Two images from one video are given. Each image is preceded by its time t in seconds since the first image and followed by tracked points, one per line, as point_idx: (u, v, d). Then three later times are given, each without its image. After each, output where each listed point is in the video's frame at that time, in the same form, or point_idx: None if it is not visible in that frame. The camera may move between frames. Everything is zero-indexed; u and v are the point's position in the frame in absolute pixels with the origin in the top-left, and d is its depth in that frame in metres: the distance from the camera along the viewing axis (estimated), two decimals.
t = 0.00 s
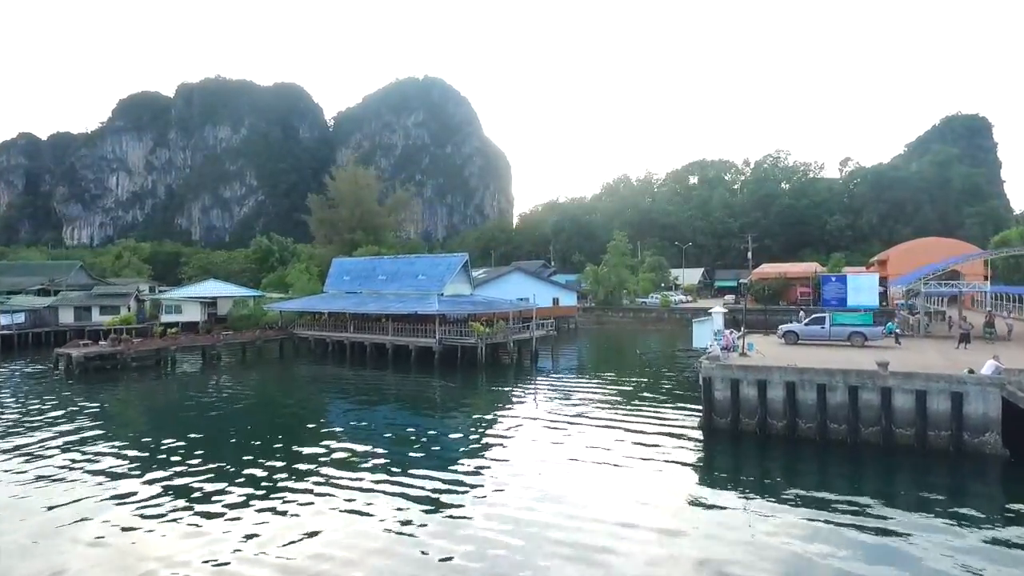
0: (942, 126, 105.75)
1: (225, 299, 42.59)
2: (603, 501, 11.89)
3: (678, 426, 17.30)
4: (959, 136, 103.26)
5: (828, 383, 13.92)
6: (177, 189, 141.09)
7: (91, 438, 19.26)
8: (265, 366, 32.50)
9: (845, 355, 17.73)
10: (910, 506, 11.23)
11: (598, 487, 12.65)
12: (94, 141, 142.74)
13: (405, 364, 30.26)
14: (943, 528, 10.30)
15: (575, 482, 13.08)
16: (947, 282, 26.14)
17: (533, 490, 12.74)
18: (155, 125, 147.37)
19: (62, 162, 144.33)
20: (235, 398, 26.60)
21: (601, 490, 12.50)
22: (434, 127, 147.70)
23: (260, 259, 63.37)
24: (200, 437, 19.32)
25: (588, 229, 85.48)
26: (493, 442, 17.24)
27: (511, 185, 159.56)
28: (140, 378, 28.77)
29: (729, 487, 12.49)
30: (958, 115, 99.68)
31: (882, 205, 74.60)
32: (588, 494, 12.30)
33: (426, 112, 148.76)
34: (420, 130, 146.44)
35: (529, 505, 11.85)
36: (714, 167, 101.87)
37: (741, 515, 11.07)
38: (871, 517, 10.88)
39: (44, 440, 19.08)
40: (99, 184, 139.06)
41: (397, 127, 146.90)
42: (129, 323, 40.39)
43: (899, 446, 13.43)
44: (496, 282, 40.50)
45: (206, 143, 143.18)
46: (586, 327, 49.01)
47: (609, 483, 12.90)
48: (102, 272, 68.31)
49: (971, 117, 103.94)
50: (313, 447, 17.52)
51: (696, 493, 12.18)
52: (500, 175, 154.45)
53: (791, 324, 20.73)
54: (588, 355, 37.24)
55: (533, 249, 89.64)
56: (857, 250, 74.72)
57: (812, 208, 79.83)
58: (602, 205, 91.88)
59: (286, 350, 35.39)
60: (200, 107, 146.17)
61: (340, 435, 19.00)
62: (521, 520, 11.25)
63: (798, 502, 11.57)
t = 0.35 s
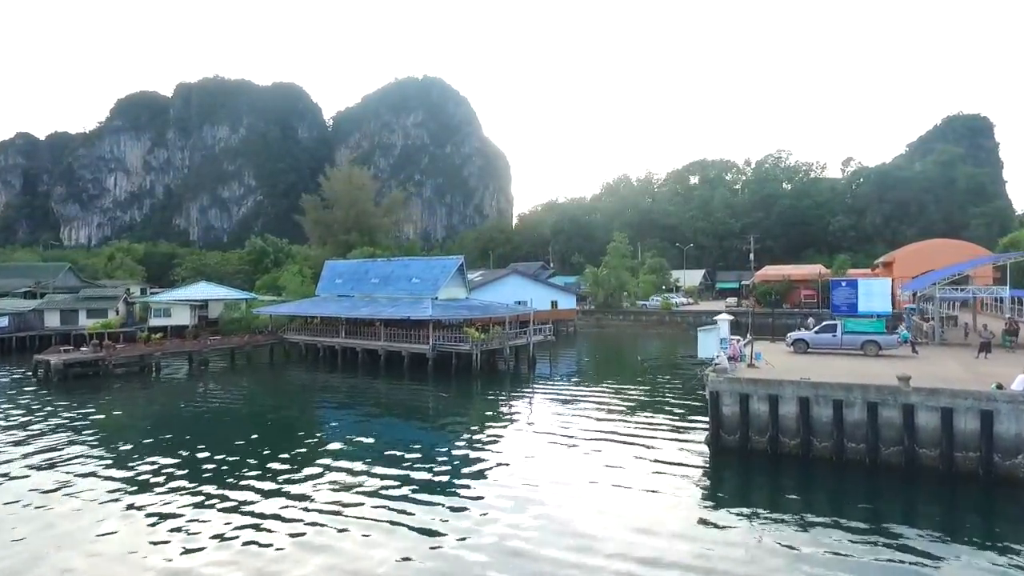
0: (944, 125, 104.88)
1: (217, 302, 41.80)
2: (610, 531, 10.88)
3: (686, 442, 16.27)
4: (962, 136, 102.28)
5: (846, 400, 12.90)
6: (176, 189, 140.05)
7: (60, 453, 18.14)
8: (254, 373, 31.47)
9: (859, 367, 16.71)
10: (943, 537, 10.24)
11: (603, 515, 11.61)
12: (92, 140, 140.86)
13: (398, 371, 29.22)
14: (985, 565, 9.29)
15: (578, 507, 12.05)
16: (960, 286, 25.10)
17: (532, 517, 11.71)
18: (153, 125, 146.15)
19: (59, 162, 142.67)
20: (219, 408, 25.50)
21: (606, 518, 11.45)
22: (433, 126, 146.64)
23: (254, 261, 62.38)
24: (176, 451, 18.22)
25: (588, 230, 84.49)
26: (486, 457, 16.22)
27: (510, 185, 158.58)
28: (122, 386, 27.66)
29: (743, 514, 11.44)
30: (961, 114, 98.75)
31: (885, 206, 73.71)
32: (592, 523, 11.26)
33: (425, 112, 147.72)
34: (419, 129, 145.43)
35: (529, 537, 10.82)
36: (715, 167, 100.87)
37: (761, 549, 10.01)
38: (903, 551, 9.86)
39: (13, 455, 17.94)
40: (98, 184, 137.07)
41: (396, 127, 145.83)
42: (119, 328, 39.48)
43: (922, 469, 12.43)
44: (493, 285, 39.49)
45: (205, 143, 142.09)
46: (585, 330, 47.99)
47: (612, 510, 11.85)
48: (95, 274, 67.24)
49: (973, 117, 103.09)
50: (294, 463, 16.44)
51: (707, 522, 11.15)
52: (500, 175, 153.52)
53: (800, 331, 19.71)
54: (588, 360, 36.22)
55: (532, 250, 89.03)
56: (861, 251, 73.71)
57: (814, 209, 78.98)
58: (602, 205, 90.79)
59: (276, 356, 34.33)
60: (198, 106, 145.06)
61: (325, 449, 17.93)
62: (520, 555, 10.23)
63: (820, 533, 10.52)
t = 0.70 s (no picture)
0: (946, 125, 103.88)
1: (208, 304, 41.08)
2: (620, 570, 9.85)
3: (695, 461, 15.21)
4: (966, 135, 101.26)
5: (869, 420, 11.84)
6: (174, 189, 138.81)
7: (30, 470, 17.06)
8: (245, 381, 30.43)
9: (878, 380, 15.65)
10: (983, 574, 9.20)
11: (611, 550, 10.54)
12: (90, 140, 139.30)
13: (391, 379, 28.14)
14: None
15: (583, 540, 10.98)
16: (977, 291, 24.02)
17: (531, 551, 10.68)
18: (151, 124, 144.76)
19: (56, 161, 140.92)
20: (204, 416, 24.42)
21: (615, 554, 10.40)
22: (432, 126, 145.47)
23: (248, 262, 61.38)
24: (151, 467, 17.16)
25: (589, 230, 83.38)
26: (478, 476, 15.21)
27: (510, 185, 157.47)
28: (104, 395, 26.63)
29: (762, 548, 10.38)
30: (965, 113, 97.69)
31: (889, 206, 72.77)
32: (600, 560, 10.21)
33: (425, 112, 146.51)
34: (418, 129, 144.32)
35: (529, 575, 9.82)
36: (716, 166, 99.78)
37: None
38: None
39: None
40: (95, 184, 135.48)
41: (395, 127, 144.66)
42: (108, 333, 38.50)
43: (954, 497, 11.35)
44: (489, 288, 38.40)
45: (203, 143, 140.77)
46: (585, 333, 46.99)
47: (621, 542, 10.83)
48: (86, 276, 66.13)
49: (974, 117, 102.15)
50: (274, 481, 15.42)
51: (717, 554, 10.12)
52: (499, 175, 152.44)
53: (812, 341, 18.66)
54: (588, 366, 35.17)
55: (531, 250, 87.98)
56: (864, 252, 72.85)
57: (817, 208, 77.95)
58: (601, 205, 89.73)
59: (266, 362, 33.37)
60: (196, 106, 143.85)
61: (309, 465, 16.94)
62: None
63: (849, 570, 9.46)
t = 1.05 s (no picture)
0: (948, 125, 102.88)
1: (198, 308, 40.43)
2: None
3: (703, 482, 14.20)
4: (970, 135, 100.09)
5: (894, 442, 10.81)
6: (173, 189, 137.61)
7: None
8: (235, 388, 29.47)
9: (898, 395, 14.61)
10: None
11: None
12: (88, 140, 138.05)
13: (382, 387, 27.14)
14: None
15: None
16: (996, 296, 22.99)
17: None
18: (149, 124, 143.52)
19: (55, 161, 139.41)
20: (188, 424, 23.44)
21: None
22: (431, 126, 144.43)
23: (242, 263, 60.34)
24: (124, 486, 16.12)
25: (589, 230, 82.40)
26: (470, 498, 14.18)
27: (509, 185, 156.29)
28: (85, 404, 25.65)
29: None
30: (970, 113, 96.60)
31: (894, 207, 71.73)
32: None
33: (424, 112, 145.33)
34: (417, 129, 143.23)
35: None
36: (718, 166, 98.72)
37: None
38: None
39: None
40: (93, 184, 134.59)
41: (394, 127, 143.56)
42: (95, 337, 37.50)
43: (989, 529, 10.29)
44: (486, 292, 37.35)
45: (202, 143, 139.74)
46: (585, 337, 45.96)
47: None
48: (79, 277, 65.15)
49: (978, 116, 101.10)
50: (255, 504, 14.37)
51: None
52: (499, 175, 151.34)
53: (823, 350, 17.68)
54: (588, 372, 34.12)
55: (530, 251, 87.05)
56: (868, 253, 71.84)
57: (821, 209, 76.85)
58: (602, 205, 88.62)
59: (256, 369, 32.39)
60: (195, 105, 142.80)
61: (291, 484, 15.94)
62: None
63: None
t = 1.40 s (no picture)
0: (949, 125, 101.98)
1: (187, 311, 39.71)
2: None
3: (713, 509, 13.16)
4: (973, 134, 99.01)
5: (927, 470, 9.81)
6: (171, 189, 136.23)
7: None
8: (222, 396, 28.45)
9: (921, 412, 13.60)
10: None
11: None
12: (85, 140, 136.77)
13: (374, 396, 26.12)
14: None
15: None
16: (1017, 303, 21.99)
17: None
18: (147, 124, 142.26)
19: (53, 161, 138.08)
20: (172, 434, 22.48)
21: None
22: (430, 125, 143.37)
23: (236, 265, 59.36)
24: (94, 506, 15.10)
25: (589, 231, 81.24)
26: (463, 524, 13.20)
27: (508, 184, 155.14)
28: (65, 413, 24.63)
29: None
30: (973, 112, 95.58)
31: (898, 207, 70.70)
32: None
33: (423, 112, 144.22)
34: (416, 129, 142.15)
35: None
36: (719, 166, 97.64)
37: None
38: None
39: None
40: (91, 184, 133.31)
41: (394, 127, 142.51)
42: (81, 342, 36.48)
43: None
44: (482, 295, 36.35)
45: (200, 142, 138.63)
46: (585, 342, 44.97)
47: None
48: (71, 280, 64.06)
49: (980, 116, 100.09)
50: (231, 529, 13.34)
51: None
52: (498, 176, 150.31)
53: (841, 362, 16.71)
54: (588, 378, 33.11)
55: (529, 252, 86.09)
56: (872, 254, 70.89)
57: (824, 209, 75.80)
58: (602, 206, 87.60)
59: (244, 376, 31.42)
60: (193, 105, 141.73)
61: (272, 503, 14.97)
62: None
63: None
